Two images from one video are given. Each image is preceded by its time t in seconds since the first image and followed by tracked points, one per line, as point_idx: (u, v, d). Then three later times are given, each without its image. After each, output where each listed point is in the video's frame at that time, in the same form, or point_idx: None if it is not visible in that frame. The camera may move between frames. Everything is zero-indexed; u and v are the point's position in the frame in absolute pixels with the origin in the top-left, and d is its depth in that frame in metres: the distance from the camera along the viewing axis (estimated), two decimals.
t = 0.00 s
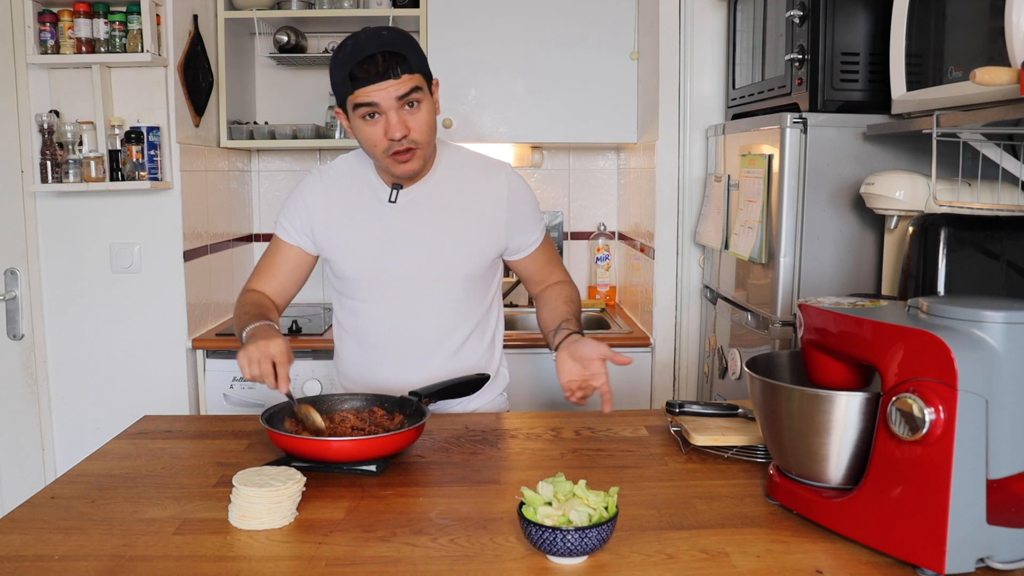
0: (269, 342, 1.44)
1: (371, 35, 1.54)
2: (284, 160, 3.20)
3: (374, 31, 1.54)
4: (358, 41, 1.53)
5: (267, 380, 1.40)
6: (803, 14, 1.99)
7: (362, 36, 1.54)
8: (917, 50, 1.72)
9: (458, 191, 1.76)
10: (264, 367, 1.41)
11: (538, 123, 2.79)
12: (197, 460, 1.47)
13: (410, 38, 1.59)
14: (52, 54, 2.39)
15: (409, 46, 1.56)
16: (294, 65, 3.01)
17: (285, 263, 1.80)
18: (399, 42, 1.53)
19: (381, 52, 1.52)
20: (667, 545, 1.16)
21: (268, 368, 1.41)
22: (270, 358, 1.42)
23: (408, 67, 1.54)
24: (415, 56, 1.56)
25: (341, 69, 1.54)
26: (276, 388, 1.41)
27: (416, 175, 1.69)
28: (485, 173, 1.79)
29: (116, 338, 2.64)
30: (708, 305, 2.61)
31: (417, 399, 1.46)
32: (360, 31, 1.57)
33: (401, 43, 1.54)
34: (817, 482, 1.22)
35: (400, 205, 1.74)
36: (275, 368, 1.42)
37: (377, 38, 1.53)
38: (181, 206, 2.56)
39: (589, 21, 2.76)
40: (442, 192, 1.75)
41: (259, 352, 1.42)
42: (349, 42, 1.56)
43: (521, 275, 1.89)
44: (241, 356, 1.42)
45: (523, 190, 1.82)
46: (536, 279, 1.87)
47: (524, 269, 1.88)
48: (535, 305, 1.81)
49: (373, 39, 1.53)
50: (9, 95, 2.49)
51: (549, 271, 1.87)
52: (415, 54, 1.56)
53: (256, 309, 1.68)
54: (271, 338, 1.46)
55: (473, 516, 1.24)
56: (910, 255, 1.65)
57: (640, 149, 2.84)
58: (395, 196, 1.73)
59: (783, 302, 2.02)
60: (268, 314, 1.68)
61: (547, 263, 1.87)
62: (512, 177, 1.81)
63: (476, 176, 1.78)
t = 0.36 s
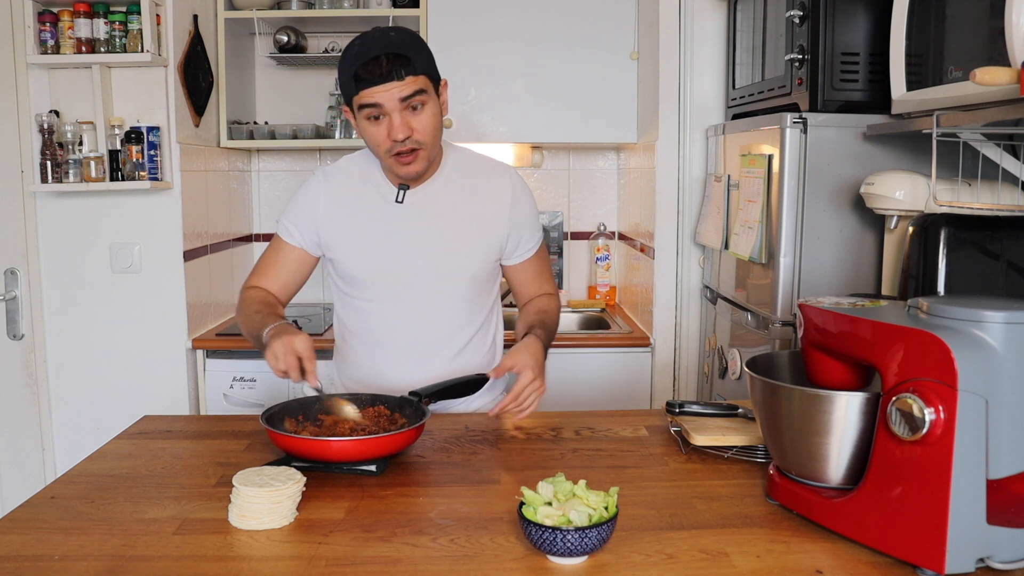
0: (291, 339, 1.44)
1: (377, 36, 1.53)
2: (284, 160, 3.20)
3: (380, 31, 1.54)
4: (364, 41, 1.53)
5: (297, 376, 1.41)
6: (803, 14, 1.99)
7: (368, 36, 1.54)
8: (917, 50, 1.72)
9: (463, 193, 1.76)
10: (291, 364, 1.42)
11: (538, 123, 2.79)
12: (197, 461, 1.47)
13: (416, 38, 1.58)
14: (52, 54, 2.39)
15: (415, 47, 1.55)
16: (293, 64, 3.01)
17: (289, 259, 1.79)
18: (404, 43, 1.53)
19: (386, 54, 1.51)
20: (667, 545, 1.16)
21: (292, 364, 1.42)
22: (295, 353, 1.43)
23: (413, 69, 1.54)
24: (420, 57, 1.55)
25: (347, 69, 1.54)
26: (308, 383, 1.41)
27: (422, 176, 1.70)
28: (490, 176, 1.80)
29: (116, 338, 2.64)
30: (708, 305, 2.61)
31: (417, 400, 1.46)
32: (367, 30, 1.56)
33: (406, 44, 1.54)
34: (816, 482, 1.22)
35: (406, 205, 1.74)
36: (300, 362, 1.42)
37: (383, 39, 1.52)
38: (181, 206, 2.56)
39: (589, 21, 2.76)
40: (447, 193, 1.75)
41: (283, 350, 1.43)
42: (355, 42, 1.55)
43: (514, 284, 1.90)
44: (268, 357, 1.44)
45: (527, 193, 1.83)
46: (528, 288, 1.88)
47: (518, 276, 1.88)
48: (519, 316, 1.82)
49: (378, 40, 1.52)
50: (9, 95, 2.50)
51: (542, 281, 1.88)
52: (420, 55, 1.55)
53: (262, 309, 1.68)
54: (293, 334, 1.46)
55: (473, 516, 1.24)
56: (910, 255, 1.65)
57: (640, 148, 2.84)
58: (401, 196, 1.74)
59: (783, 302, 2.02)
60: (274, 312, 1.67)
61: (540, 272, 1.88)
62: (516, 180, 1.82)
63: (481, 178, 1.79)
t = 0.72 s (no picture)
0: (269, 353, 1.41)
1: (379, 54, 1.46)
2: (284, 160, 3.20)
3: (383, 48, 1.46)
4: (365, 57, 1.46)
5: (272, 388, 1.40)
6: (803, 14, 1.99)
7: (370, 50, 1.46)
8: (917, 50, 1.72)
9: (464, 194, 1.77)
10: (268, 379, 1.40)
11: (538, 124, 2.79)
12: (197, 461, 1.47)
13: (420, 58, 1.50)
14: (52, 54, 2.39)
15: (416, 71, 1.47)
16: (293, 65, 3.01)
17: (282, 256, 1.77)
18: (403, 69, 1.45)
19: (383, 78, 1.44)
20: (667, 545, 1.16)
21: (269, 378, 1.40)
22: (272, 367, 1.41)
23: (410, 96, 1.47)
24: (420, 83, 1.48)
25: (344, 81, 1.48)
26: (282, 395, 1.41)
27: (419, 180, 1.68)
28: (490, 176, 1.80)
29: (116, 338, 2.64)
30: (708, 305, 2.61)
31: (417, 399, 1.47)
32: (372, 40, 1.48)
33: (407, 69, 1.46)
34: (817, 482, 1.22)
35: (406, 205, 1.74)
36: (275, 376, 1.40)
37: (383, 61, 1.45)
38: (181, 206, 2.56)
39: (589, 21, 2.76)
40: (448, 194, 1.75)
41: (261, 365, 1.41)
42: (357, 53, 1.48)
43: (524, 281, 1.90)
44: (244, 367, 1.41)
45: (528, 195, 1.83)
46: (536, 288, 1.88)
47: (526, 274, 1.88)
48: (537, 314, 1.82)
49: (378, 62, 1.44)
50: (9, 95, 2.50)
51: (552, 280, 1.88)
52: (419, 80, 1.47)
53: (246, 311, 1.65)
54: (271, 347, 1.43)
55: (473, 516, 1.24)
56: (910, 255, 1.65)
57: (640, 149, 2.84)
58: (402, 197, 1.73)
59: (783, 302, 2.02)
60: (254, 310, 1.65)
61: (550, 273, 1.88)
62: (517, 181, 1.82)
63: (482, 179, 1.79)
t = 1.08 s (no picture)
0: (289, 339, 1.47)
1: (402, 71, 1.39)
2: (284, 160, 3.20)
3: (405, 65, 1.40)
4: (386, 74, 1.39)
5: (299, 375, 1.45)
6: (803, 14, 1.99)
7: (392, 67, 1.39)
8: (917, 50, 1.72)
9: (469, 198, 1.76)
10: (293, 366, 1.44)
11: (538, 123, 2.79)
12: (197, 460, 1.47)
13: (442, 75, 1.44)
14: (52, 54, 2.39)
15: (439, 90, 1.41)
16: (293, 65, 3.01)
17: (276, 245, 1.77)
18: (428, 87, 1.40)
19: (407, 99, 1.38)
20: (667, 545, 1.16)
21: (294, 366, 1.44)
22: (294, 354, 1.45)
23: (433, 116, 1.41)
24: (443, 102, 1.42)
25: (363, 97, 1.41)
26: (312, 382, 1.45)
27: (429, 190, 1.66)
28: (495, 182, 1.80)
29: (116, 338, 2.64)
30: (708, 305, 2.61)
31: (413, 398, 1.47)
32: (392, 54, 1.41)
33: (430, 88, 1.40)
34: (816, 482, 1.22)
35: (410, 210, 1.73)
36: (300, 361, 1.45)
37: (407, 79, 1.38)
38: (182, 206, 2.56)
39: (589, 21, 2.76)
40: (453, 198, 1.75)
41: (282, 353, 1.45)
42: (378, 68, 1.41)
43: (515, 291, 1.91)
44: (264, 356, 1.45)
45: (531, 200, 1.83)
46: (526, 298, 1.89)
47: (519, 285, 1.89)
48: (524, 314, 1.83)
49: (403, 80, 1.38)
50: (9, 95, 2.50)
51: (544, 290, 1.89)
52: (443, 99, 1.42)
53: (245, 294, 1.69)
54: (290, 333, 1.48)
55: (473, 516, 1.24)
56: (910, 255, 1.65)
57: (640, 149, 2.84)
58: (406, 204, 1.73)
59: (783, 302, 2.02)
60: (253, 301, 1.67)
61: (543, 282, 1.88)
62: (521, 187, 1.82)
63: (486, 184, 1.79)
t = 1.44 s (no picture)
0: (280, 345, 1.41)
1: (411, 73, 1.37)
2: (284, 160, 3.20)
3: (413, 67, 1.37)
4: (395, 78, 1.37)
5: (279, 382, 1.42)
6: (803, 14, 1.99)
7: (400, 70, 1.37)
8: (917, 50, 1.72)
9: (472, 199, 1.76)
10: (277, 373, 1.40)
11: (538, 124, 2.79)
12: (197, 460, 1.47)
13: (450, 75, 1.42)
14: (51, 54, 2.39)
15: (448, 91, 1.40)
16: (294, 65, 3.01)
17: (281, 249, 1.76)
18: (438, 90, 1.38)
19: (418, 103, 1.36)
20: (667, 545, 1.16)
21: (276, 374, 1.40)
22: (281, 363, 1.41)
23: (445, 118, 1.40)
24: (453, 103, 1.41)
25: (372, 102, 1.39)
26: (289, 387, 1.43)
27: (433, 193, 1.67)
28: (499, 183, 1.80)
29: (116, 338, 2.64)
30: (708, 305, 2.61)
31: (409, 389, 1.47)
32: (399, 56, 1.39)
33: (440, 89, 1.39)
34: (817, 482, 1.22)
35: (413, 210, 1.73)
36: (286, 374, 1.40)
37: (417, 83, 1.37)
38: (182, 206, 2.56)
39: (589, 21, 2.76)
40: (457, 198, 1.75)
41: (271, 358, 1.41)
42: (385, 72, 1.39)
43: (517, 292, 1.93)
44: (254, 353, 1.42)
45: (534, 201, 1.83)
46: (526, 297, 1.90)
47: (518, 284, 1.90)
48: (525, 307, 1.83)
49: (413, 82, 1.36)
50: (9, 94, 2.50)
51: (543, 289, 1.89)
52: (453, 99, 1.41)
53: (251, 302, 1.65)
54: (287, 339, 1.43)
55: (473, 516, 1.24)
56: (910, 255, 1.65)
57: (640, 149, 2.84)
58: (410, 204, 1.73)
59: (783, 302, 2.02)
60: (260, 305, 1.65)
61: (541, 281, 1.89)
62: (525, 188, 1.83)
63: (490, 185, 1.79)
